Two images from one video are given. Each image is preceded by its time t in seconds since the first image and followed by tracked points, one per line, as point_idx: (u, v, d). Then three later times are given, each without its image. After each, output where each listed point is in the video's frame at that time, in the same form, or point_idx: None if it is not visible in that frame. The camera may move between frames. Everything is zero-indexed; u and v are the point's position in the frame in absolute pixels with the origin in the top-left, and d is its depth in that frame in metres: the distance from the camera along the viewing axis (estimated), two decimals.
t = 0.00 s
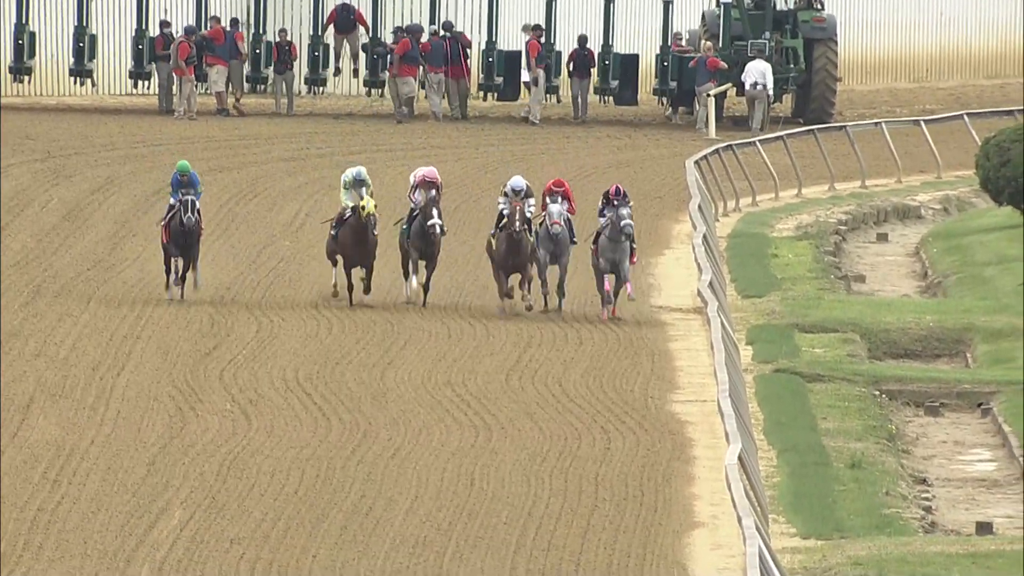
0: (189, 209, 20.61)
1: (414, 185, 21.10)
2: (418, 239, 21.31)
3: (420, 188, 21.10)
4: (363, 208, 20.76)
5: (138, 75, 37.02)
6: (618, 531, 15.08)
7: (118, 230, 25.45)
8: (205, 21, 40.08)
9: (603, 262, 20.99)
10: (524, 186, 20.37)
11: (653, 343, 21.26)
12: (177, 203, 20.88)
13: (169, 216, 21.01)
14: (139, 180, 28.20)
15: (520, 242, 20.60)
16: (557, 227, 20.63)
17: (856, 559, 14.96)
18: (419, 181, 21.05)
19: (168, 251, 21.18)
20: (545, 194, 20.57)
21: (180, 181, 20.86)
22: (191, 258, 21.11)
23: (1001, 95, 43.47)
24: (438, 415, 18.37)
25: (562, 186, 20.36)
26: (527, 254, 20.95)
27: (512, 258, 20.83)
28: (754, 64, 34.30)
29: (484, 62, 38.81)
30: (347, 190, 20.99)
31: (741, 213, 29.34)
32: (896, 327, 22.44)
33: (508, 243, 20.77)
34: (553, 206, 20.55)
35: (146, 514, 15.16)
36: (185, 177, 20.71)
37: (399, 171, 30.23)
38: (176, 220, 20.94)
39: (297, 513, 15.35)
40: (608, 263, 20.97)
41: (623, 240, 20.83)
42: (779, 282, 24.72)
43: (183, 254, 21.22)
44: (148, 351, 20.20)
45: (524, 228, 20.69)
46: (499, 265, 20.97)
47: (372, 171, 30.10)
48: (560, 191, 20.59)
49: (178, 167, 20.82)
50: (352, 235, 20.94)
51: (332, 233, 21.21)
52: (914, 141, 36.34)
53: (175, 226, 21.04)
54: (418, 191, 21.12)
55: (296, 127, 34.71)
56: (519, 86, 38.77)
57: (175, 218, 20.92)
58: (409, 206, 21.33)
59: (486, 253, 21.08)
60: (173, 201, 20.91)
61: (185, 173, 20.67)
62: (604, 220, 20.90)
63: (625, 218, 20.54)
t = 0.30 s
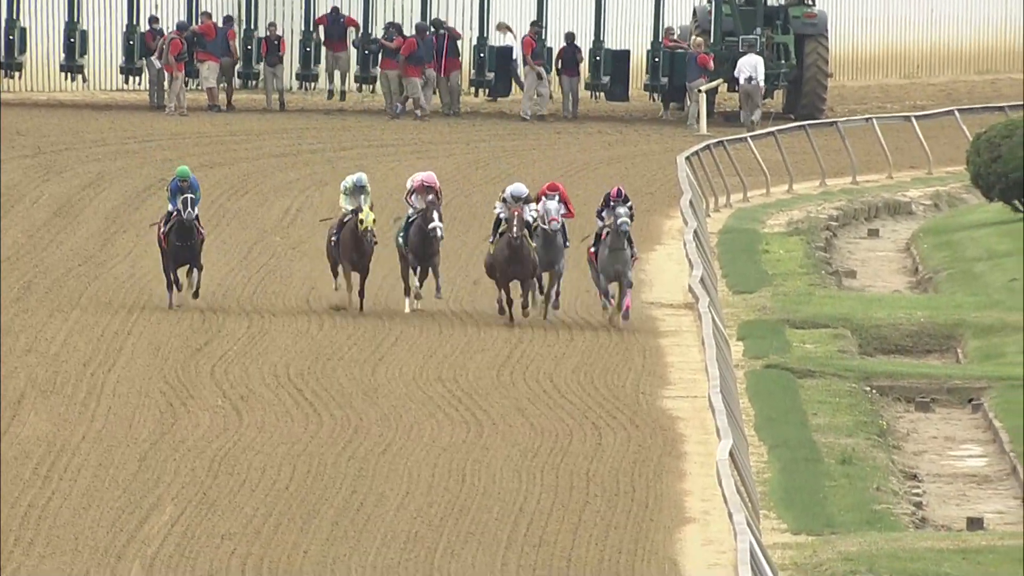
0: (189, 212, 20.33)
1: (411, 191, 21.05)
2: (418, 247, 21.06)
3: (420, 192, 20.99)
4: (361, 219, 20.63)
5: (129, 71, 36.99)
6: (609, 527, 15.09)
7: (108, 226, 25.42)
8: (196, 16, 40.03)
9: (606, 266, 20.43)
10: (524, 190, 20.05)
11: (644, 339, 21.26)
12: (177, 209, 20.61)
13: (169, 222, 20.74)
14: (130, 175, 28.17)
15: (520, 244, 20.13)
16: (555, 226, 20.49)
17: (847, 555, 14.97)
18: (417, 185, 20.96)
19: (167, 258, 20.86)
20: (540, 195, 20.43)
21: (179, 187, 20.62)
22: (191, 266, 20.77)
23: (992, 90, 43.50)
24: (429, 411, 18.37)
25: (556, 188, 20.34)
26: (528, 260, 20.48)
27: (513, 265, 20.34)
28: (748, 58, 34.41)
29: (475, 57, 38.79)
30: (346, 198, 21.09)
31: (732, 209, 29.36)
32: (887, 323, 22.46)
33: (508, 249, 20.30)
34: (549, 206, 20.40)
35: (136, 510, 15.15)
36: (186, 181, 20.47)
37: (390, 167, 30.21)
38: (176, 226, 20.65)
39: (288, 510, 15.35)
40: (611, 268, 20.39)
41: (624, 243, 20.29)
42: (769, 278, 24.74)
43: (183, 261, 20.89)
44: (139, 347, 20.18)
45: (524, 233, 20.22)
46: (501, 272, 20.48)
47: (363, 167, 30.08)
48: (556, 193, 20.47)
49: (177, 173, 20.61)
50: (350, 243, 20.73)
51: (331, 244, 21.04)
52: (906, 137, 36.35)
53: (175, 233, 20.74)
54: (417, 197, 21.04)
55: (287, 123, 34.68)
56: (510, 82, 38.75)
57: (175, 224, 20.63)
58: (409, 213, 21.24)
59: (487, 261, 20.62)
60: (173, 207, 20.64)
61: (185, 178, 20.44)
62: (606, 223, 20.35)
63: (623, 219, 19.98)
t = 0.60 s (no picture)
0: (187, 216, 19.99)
1: (409, 193, 20.66)
2: (413, 252, 20.85)
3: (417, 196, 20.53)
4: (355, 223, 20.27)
5: (115, 64, 36.95)
6: (595, 521, 15.09)
7: (94, 219, 25.38)
8: (181, 10, 39.95)
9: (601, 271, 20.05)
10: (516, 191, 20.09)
11: (631, 333, 21.27)
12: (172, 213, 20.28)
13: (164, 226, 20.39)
14: (115, 169, 28.12)
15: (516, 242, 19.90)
16: (549, 225, 20.01)
17: (832, 549, 14.98)
18: (413, 187, 20.57)
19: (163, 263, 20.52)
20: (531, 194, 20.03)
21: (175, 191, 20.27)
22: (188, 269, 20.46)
23: (978, 84, 43.55)
24: (415, 404, 18.38)
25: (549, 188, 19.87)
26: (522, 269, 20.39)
27: (508, 269, 20.28)
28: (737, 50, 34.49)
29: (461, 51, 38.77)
30: (341, 201, 20.83)
31: (718, 202, 29.38)
32: (874, 316, 22.48)
33: (503, 254, 20.23)
34: (542, 204, 19.93)
35: (122, 504, 15.14)
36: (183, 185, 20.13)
37: (376, 160, 30.19)
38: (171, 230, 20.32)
39: (275, 503, 15.34)
40: (606, 273, 20.02)
41: (619, 246, 19.92)
42: (755, 271, 24.77)
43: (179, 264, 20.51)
44: (126, 340, 20.17)
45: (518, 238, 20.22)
46: (498, 278, 20.43)
47: (349, 160, 30.06)
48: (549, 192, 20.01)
49: (173, 176, 20.28)
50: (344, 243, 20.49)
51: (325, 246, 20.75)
52: (892, 131, 36.37)
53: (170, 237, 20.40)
54: (413, 199, 20.68)
55: (274, 116, 34.63)
56: (497, 75, 38.73)
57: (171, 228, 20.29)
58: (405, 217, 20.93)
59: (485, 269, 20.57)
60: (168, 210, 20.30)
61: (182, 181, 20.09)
62: (600, 227, 20.01)
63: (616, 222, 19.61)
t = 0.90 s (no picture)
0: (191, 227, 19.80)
1: (419, 202, 20.38)
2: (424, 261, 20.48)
3: (425, 203, 20.35)
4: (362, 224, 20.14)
5: (112, 62, 36.92)
6: (593, 520, 15.08)
7: (93, 218, 25.38)
8: (180, 8, 39.92)
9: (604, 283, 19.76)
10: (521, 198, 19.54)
11: (629, 331, 21.27)
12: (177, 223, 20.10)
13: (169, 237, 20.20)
14: (114, 167, 28.12)
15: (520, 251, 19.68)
16: (552, 237, 20.01)
17: (830, 547, 15.00)
18: (424, 196, 20.25)
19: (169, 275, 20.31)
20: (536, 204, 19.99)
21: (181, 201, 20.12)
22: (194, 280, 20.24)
23: (975, 82, 43.56)
24: (413, 403, 18.38)
25: (554, 197, 19.83)
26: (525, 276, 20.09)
27: (511, 276, 20.02)
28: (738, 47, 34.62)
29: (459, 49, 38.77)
30: (348, 209, 20.49)
31: (716, 201, 29.39)
32: (872, 314, 22.49)
33: (506, 261, 19.97)
34: (545, 216, 19.92)
35: (120, 502, 15.14)
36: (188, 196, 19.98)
37: (375, 159, 30.19)
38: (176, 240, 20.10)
39: (273, 502, 15.33)
40: (609, 285, 19.73)
41: (622, 259, 19.59)
42: (754, 270, 24.78)
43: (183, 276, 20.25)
44: (124, 338, 20.17)
45: (523, 246, 19.81)
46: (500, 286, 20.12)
47: (347, 158, 30.06)
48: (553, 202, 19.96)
49: (178, 186, 20.14)
50: (352, 252, 20.29)
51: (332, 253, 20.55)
52: (890, 129, 36.36)
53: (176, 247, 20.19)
54: (423, 207, 20.39)
55: (272, 115, 34.63)
56: (495, 73, 38.73)
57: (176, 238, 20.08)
58: (415, 224, 20.59)
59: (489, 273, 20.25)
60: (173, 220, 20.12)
61: (186, 191, 19.93)
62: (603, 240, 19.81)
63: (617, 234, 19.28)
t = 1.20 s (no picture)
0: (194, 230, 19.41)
1: (425, 208, 19.93)
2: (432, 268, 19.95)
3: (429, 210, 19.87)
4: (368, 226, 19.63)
5: (106, 56, 36.88)
6: (587, 513, 15.10)
7: (87, 212, 25.37)
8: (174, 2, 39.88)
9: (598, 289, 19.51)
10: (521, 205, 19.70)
11: (623, 325, 21.29)
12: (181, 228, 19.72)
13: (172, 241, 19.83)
14: (108, 161, 28.09)
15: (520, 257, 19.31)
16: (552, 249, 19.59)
17: (824, 541, 15.06)
18: (429, 202, 19.82)
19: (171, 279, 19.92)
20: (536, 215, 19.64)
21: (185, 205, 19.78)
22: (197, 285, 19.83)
23: (969, 76, 43.59)
24: (408, 397, 18.40)
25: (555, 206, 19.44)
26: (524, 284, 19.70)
27: (511, 283, 19.59)
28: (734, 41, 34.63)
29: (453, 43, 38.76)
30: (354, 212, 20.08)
31: (711, 194, 29.42)
32: (866, 309, 22.51)
33: (506, 269, 19.58)
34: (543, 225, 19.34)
35: (115, 496, 15.14)
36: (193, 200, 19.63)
37: (368, 153, 30.19)
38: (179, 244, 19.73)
39: (266, 496, 15.33)
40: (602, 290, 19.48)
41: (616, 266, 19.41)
42: (748, 264, 24.81)
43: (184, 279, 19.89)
44: (118, 333, 20.18)
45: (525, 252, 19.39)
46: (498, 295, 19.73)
47: (341, 153, 30.05)
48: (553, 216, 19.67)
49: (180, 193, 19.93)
50: (357, 256, 19.81)
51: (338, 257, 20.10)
52: (883, 123, 36.38)
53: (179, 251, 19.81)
54: (430, 214, 19.95)
55: (266, 109, 34.61)
56: (489, 67, 38.73)
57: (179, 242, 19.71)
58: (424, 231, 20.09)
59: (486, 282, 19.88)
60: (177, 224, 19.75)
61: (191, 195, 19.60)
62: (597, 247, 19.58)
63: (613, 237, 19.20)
